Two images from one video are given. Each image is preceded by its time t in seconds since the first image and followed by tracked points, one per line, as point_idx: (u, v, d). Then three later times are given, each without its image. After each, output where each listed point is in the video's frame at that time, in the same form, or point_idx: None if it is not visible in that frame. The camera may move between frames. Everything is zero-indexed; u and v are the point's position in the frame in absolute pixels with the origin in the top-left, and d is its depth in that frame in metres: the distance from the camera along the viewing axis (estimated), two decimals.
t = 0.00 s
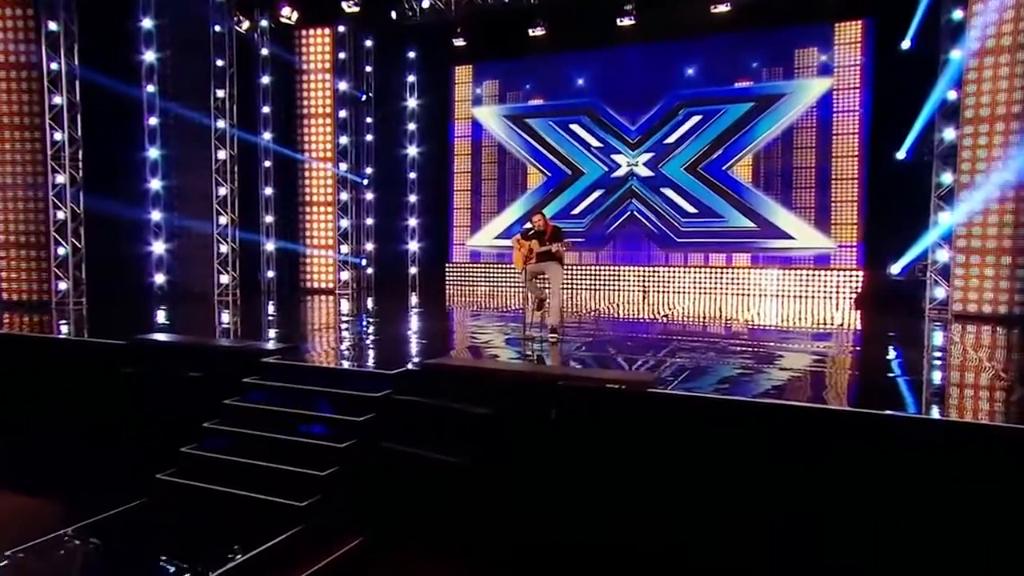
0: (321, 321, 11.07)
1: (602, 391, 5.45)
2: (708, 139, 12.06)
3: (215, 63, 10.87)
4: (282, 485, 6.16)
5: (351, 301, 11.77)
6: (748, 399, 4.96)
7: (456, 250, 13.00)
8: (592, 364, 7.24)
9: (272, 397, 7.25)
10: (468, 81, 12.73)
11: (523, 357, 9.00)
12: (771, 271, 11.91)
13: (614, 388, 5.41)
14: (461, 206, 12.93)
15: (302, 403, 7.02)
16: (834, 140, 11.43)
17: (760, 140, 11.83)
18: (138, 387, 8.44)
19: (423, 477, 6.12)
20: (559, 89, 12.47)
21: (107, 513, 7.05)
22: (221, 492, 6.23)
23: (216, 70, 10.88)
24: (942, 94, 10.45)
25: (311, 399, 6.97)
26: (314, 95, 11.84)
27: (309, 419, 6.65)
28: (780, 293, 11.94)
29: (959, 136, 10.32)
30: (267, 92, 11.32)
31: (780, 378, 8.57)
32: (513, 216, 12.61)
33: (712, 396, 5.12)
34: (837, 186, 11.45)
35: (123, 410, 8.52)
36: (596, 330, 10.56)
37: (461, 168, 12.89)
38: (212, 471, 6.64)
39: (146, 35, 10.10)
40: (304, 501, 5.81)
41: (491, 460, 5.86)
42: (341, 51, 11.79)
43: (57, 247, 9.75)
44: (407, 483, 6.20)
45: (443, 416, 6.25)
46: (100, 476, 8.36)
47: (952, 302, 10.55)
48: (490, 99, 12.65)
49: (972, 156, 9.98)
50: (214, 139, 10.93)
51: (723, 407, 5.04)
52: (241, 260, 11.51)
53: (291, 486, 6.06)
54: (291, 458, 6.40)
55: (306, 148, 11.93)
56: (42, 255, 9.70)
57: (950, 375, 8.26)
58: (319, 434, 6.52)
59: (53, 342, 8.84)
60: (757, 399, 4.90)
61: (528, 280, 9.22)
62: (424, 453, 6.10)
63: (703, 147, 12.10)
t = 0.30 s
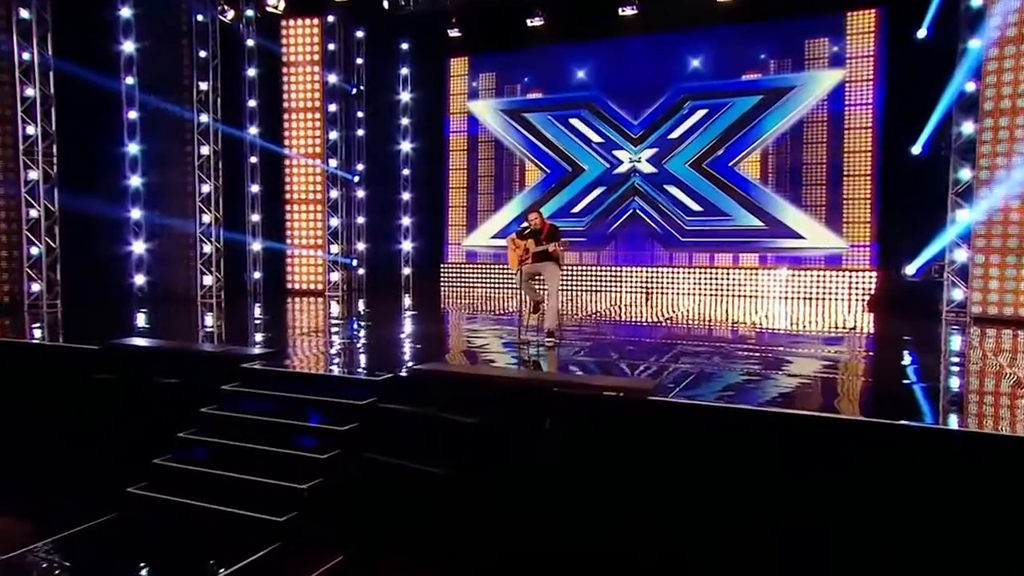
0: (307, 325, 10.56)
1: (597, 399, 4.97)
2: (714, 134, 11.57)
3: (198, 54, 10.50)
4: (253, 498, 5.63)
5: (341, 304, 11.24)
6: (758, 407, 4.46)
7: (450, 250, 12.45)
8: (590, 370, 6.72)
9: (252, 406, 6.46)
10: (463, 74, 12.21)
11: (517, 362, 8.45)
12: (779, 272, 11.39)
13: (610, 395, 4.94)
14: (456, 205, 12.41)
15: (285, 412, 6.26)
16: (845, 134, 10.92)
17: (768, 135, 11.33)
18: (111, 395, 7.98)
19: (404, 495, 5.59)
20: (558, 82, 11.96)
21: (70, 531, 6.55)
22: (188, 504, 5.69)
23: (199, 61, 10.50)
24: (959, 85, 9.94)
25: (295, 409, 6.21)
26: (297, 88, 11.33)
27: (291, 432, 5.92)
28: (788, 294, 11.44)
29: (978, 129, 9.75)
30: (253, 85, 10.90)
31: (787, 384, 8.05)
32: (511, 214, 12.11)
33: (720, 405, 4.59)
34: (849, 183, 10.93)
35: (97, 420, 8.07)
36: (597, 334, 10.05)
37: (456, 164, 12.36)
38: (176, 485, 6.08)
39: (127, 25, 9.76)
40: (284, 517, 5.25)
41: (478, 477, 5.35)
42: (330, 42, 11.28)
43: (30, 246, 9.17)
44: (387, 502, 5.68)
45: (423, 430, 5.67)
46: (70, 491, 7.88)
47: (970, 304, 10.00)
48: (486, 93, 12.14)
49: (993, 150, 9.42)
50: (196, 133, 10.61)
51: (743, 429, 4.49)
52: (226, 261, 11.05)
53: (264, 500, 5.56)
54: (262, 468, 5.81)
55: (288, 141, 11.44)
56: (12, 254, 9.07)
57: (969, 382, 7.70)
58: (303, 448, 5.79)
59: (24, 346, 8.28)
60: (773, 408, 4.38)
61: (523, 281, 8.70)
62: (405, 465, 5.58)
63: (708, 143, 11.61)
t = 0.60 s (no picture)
0: (289, 331, 9.94)
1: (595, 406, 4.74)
2: (722, 129, 11.05)
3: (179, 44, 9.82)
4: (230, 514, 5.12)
5: (330, 307, 10.73)
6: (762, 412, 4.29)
7: (446, 250, 11.92)
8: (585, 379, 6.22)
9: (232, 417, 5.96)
10: (460, 66, 11.69)
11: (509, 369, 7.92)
12: (791, 273, 10.84)
13: (608, 403, 4.65)
14: (452, 203, 11.87)
15: (268, 423, 5.75)
16: (860, 128, 10.38)
17: (778, 130, 10.81)
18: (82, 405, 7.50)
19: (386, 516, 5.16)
20: (559, 74, 11.44)
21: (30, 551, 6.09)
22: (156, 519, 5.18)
23: (178, 51, 9.79)
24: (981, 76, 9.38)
25: (279, 420, 5.71)
26: (279, 79, 10.71)
27: (277, 441, 5.43)
28: (800, 296, 10.88)
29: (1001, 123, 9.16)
30: (239, 77, 10.27)
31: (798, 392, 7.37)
32: (508, 215, 11.57)
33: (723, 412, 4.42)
34: (864, 179, 10.38)
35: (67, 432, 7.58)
36: (597, 339, 9.49)
37: (452, 160, 11.80)
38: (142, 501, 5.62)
39: (104, 13, 9.23)
40: (262, 534, 4.74)
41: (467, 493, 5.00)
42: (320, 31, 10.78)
43: None
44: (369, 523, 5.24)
45: (409, 445, 5.29)
46: (33, 509, 7.36)
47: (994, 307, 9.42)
48: (483, 86, 11.61)
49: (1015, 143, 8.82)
50: (178, 128, 9.95)
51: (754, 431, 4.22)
52: (209, 263, 10.47)
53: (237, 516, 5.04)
54: (239, 480, 5.33)
55: (272, 136, 10.82)
56: None
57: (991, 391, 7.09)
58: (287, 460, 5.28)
59: None
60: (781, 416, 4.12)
61: (519, 283, 8.16)
62: (390, 484, 5.18)
63: (716, 138, 11.09)
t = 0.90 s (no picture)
0: (273, 337, 9.25)
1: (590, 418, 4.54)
2: (733, 122, 10.47)
3: (158, 32, 9.25)
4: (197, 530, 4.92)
5: (320, 312, 10.18)
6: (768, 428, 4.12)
7: (443, 250, 11.35)
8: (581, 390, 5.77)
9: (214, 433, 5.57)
10: (457, 56, 11.14)
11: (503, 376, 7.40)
12: (806, 275, 10.26)
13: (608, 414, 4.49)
14: (448, 200, 11.30)
15: (253, 438, 5.39)
16: (880, 121, 9.82)
17: (793, 123, 10.22)
18: (48, 417, 7.01)
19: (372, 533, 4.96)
20: (561, 65, 10.87)
21: None
22: (128, 541, 4.87)
23: (158, 40, 9.23)
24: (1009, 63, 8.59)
25: (265, 434, 5.35)
26: (265, 70, 10.23)
27: (255, 456, 5.14)
28: (815, 300, 10.29)
29: None
30: (222, 68, 9.78)
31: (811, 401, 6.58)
32: (508, 211, 10.97)
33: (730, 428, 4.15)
34: (884, 175, 9.82)
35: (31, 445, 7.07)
36: (600, 345, 8.91)
37: (449, 156, 11.24)
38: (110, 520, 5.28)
39: None
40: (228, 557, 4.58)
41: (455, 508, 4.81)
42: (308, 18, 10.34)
43: None
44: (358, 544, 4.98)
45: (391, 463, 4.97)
46: None
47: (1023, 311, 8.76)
48: (481, 77, 11.05)
49: None
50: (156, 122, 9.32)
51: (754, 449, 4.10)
52: (191, 265, 9.84)
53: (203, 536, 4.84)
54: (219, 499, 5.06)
55: (257, 129, 10.29)
56: None
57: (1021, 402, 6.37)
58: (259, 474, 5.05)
59: None
60: (788, 430, 3.97)
61: (515, 285, 7.61)
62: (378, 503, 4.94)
63: (727, 131, 10.51)
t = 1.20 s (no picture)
0: (257, 342, 8.68)
1: (590, 430, 4.40)
2: (746, 114, 9.88)
3: (134, 18, 8.68)
4: (161, 557, 4.60)
5: (309, 315, 9.65)
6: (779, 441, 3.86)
7: (438, 250, 10.70)
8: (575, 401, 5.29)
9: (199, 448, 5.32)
10: (454, 44, 10.53)
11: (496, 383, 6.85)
12: (824, 276, 9.65)
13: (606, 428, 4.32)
14: (445, 197, 10.67)
15: (241, 454, 5.16)
16: (903, 112, 9.21)
17: (810, 115, 9.63)
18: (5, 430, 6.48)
19: (359, 553, 4.66)
20: (564, 54, 10.29)
21: None
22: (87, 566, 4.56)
23: (135, 27, 8.70)
24: None
25: (254, 449, 5.12)
26: (249, 59, 9.70)
27: (232, 474, 4.94)
28: (835, 302, 9.68)
29: None
30: (205, 58, 9.29)
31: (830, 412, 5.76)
32: (508, 211, 10.41)
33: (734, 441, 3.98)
34: (908, 169, 9.22)
35: None
36: (603, 352, 8.30)
37: (445, 149, 10.63)
38: (79, 540, 4.96)
39: None
40: None
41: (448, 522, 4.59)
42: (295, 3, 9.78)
43: None
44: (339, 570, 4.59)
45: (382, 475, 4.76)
46: None
47: None
48: (479, 67, 10.46)
49: None
50: (134, 113, 8.78)
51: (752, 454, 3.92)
52: (170, 265, 9.26)
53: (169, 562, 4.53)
54: (190, 521, 4.80)
55: (242, 122, 9.75)
56: None
57: None
58: (235, 494, 4.82)
59: None
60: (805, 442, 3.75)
61: (511, 288, 7.02)
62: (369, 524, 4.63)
63: (740, 124, 9.92)
